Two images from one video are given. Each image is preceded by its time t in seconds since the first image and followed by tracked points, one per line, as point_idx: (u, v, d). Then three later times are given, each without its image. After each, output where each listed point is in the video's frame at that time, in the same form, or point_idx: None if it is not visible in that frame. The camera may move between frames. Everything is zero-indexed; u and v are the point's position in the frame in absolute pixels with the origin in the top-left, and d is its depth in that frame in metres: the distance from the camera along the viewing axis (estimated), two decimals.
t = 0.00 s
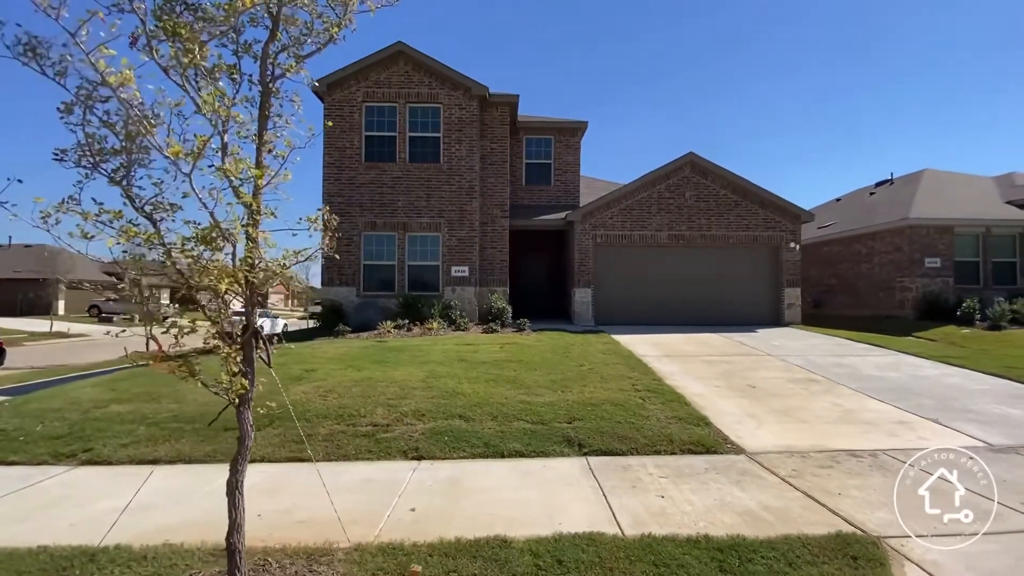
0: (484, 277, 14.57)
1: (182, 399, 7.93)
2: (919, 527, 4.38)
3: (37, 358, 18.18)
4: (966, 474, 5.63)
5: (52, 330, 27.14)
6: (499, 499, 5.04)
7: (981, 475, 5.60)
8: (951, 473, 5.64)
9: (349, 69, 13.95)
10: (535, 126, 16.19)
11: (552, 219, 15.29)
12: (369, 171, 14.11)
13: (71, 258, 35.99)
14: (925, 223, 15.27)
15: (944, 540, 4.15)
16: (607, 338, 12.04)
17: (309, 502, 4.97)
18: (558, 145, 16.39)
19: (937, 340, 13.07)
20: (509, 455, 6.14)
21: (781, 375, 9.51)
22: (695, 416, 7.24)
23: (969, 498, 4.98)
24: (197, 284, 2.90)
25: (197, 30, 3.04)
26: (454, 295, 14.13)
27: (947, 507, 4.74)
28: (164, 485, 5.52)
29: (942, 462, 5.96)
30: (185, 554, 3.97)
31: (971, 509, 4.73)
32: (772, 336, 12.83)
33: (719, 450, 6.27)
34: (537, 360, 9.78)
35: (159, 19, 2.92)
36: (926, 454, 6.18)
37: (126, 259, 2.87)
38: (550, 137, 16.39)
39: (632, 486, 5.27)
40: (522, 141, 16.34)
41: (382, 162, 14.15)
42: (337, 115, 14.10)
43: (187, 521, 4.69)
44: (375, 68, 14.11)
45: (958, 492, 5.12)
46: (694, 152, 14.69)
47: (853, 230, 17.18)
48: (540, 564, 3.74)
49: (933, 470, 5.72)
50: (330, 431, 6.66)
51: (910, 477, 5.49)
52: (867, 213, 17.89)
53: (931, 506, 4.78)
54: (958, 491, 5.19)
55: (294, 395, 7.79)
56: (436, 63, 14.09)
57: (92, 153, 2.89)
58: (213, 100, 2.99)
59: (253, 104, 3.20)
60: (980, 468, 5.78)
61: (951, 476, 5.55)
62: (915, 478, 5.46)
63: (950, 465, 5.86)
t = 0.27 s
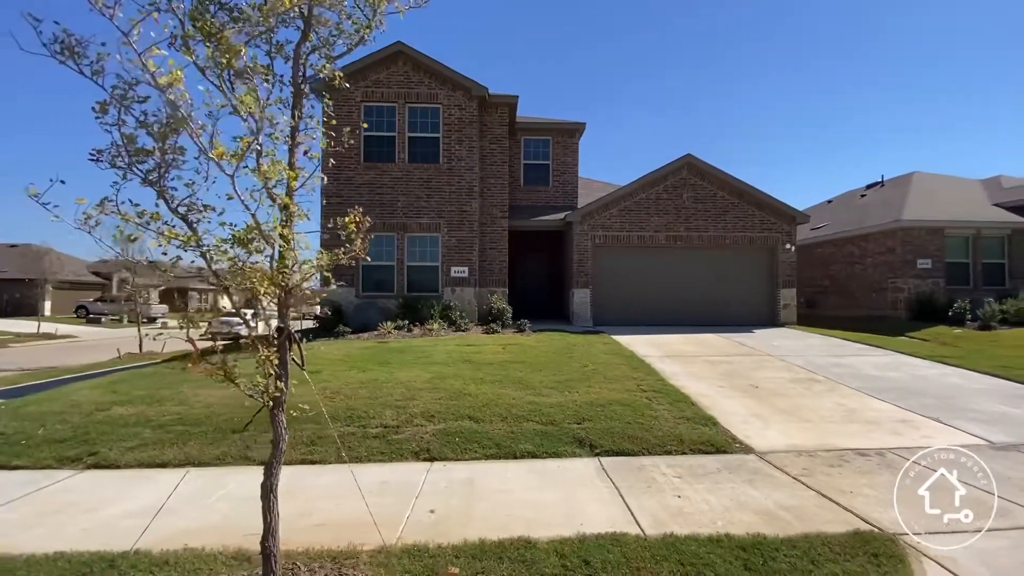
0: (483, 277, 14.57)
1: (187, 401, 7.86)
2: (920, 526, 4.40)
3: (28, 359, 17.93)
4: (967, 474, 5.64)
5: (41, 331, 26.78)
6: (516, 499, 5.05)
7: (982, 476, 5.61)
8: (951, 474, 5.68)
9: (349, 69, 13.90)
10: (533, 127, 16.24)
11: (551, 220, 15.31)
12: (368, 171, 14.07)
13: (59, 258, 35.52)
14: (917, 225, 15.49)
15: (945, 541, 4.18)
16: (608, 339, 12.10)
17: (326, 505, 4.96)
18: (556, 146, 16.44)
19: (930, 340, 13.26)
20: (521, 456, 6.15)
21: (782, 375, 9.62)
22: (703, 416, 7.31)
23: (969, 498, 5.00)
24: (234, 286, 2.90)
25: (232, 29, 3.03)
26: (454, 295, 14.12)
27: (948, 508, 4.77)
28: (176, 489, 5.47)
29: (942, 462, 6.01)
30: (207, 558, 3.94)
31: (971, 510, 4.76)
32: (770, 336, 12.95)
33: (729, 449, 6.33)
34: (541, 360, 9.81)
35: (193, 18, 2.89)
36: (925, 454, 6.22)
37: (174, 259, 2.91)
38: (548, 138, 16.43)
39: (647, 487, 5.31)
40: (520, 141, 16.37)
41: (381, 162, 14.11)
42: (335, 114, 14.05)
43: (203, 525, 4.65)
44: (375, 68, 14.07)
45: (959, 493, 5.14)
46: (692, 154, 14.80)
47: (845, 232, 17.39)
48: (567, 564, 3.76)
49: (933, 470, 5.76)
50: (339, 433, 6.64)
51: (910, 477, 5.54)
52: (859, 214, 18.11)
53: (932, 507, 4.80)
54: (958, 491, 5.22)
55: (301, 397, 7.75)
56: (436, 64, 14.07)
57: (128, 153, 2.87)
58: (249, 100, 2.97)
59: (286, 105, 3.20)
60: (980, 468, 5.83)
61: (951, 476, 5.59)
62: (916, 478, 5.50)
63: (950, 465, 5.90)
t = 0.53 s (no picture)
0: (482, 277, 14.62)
1: (194, 401, 7.83)
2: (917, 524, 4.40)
3: (19, 360, 17.71)
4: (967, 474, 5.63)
5: (29, 331, 26.43)
6: (535, 495, 5.13)
7: (983, 475, 5.58)
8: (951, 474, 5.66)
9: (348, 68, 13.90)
10: (531, 128, 16.34)
11: (549, 220, 15.40)
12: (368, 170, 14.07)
13: (46, 258, 35.05)
14: (908, 226, 15.79)
15: (942, 540, 4.16)
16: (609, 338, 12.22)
17: (347, 502, 4.99)
18: (554, 146, 16.56)
19: (922, 338, 13.53)
20: (535, 452, 6.23)
21: (782, 373, 9.79)
22: (709, 413, 7.44)
23: (968, 498, 4.99)
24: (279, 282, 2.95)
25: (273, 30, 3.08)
26: (454, 295, 14.16)
27: (948, 507, 4.76)
28: (192, 488, 5.47)
29: (943, 462, 6.00)
30: (237, 552, 3.97)
31: (971, 509, 4.74)
32: (767, 335, 13.15)
33: (738, 445, 6.46)
34: (545, 360, 9.90)
35: (238, 19, 2.95)
36: (925, 454, 6.22)
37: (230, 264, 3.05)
38: (546, 139, 16.54)
39: (662, 481, 5.42)
40: (518, 142, 16.46)
41: (381, 162, 14.11)
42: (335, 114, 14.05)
43: (226, 522, 4.66)
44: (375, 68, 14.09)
45: (959, 492, 5.12)
46: (689, 155, 14.97)
47: (838, 233, 17.67)
48: (594, 556, 3.83)
49: (933, 469, 5.77)
50: (352, 431, 6.67)
51: (910, 476, 5.55)
52: (851, 215, 18.41)
53: (932, 506, 4.79)
54: (957, 491, 5.21)
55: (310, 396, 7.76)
56: (436, 64, 14.10)
57: (176, 152, 2.92)
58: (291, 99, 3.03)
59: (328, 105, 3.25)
60: (980, 468, 5.80)
61: (952, 476, 5.58)
62: (916, 478, 5.51)
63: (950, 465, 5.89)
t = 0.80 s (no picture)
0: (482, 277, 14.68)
1: (202, 402, 7.84)
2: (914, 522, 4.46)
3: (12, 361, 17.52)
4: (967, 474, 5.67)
5: (18, 332, 26.14)
6: (553, 493, 5.22)
7: (982, 476, 5.62)
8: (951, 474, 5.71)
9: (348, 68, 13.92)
10: (529, 129, 16.45)
11: (548, 221, 15.50)
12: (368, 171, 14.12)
13: (33, 258, 34.61)
14: (900, 228, 16.08)
15: (938, 539, 4.21)
16: (609, 338, 12.35)
17: (369, 501, 5.05)
18: (552, 148, 16.68)
19: (914, 338, 13.81)
20: (547, 451, 6.33)
21: (782, 372, 9.98)
22: (715, 412, 7.58)
23: (967, 498, 5.04)
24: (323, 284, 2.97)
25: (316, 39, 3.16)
26: (454, 296, 14.22)
27: (948, 508, 4.80)
28: (211, 488, 5.51)
29: (943, 462, 6.05)
30: (267, 552, 4.01)
31: (971, 509, 4.79)
32: (764, 335, 13.35)
33: (745, 443, 6.61)
34: (550, 359, 10.00)
35: (281, 28, 3.03)
36: (926, 455, 6.27)
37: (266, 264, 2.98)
38: (544, 140, 16.65)
39: (676, 479, 5.54)
40: (517, 143, 16.55)
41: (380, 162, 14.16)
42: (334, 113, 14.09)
43: (250, 521, 4.71)
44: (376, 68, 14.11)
45: (958, 493, 5.16)
46: (686, 157, 15.13)
47: (830, 234, 17.94)
48: (620, 551, 3.94)
49: (933, 470, 5.82)
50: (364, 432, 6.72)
51: (910, 477, 5.61)
52: (843, 217, 18.71)
53: (932, 507, 4.83)
54: (958, 490, 5.26)
55: (320, 397, 7.80)
56: (435, 64, 14.13)
57: (223, 158, 2.99)
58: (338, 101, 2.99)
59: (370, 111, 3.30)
60: (979, 468, 5.85)
61: (952, 476, 5.63)
62: (916, 479, 5.58)
63: (949, 465, 5.95)
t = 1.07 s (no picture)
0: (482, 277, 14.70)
1: (208, 402, 7.78)
2: (914, 521, 4.46)
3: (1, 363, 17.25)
4: (967, 474, 5.67)
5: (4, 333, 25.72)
6: (570, 491, 5.26)
7: (982, 476, 5.61)
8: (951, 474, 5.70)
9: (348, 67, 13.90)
10: (527, 129, 16.49)
11: (546, 221, 15.55)
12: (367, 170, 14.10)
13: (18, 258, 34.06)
14: (892, 229, 16.33)
15: (936, 539, 4.21)
16: (610, 337, 12.41)
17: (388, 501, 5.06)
18: (550, 148, 16.74)
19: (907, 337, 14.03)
20: (560, 450, 6.37)
21: (782, 371, 10.11)
22: (722, 410, 7.67)
23: (968, 498, 5.04)
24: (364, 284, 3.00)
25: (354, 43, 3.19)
26: (453, 296, 14.23)
27: (948, 508, 4.80)
28: (226, 489, 5.48)
29: (942, 463, 6.05)
30: (294, 552, 4.00)
31: (972, 510, 4.77)
32: (761, 335, 13.49)
33: (754, 441, 6.70)
34: (553, 359, 10.05)
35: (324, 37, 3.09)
36: (925, 455, 6.28)
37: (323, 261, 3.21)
38: (542, 140, 16.70)
39: (691, 477, 5.62)
40: (515, 143, 16.59)
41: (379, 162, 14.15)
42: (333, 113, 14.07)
43: (270, 522, 4.69)
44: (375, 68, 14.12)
45: (958, 493, 5.16)
46: (683, 159, 15.25)
47: (823, 235, 18.17)
48: (646, 548, 3.99)
49: (932, 470, 5.83)
50: (376, 432, 6.73)
51: (909, 477, 5.63)
52: (835, 218, 18.96)
53: (931, 507, 4.83)
54: (958, 491, 5.25)
55: (327, 397, 7.78)
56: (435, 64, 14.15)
57: (266, 158, 3.03)
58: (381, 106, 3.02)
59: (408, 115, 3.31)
60: (979, 468, 5.85)
61: (951, 477, 5.63)
62: (915, 478, 5.59)
63: (949, 466, 5.95)
